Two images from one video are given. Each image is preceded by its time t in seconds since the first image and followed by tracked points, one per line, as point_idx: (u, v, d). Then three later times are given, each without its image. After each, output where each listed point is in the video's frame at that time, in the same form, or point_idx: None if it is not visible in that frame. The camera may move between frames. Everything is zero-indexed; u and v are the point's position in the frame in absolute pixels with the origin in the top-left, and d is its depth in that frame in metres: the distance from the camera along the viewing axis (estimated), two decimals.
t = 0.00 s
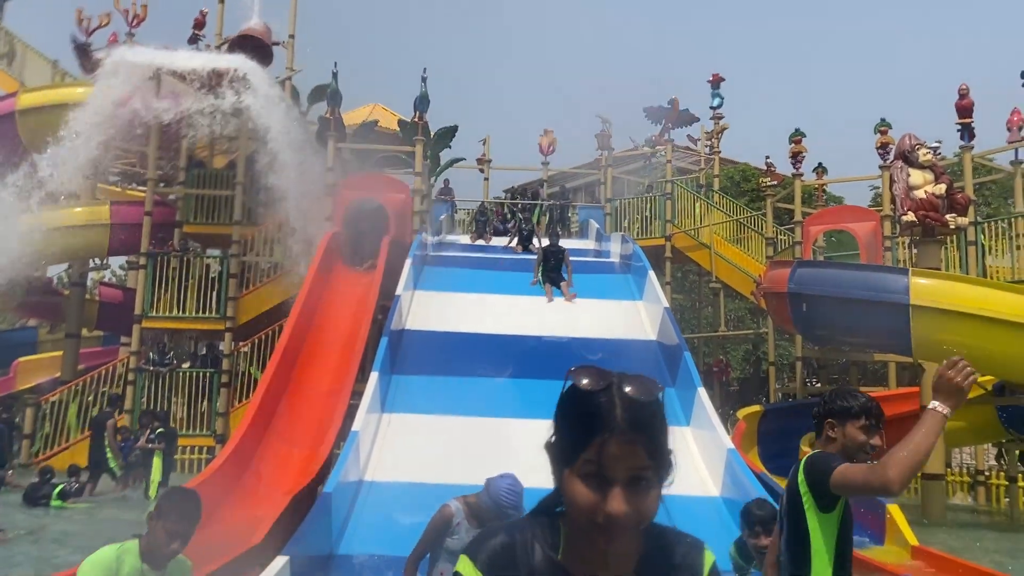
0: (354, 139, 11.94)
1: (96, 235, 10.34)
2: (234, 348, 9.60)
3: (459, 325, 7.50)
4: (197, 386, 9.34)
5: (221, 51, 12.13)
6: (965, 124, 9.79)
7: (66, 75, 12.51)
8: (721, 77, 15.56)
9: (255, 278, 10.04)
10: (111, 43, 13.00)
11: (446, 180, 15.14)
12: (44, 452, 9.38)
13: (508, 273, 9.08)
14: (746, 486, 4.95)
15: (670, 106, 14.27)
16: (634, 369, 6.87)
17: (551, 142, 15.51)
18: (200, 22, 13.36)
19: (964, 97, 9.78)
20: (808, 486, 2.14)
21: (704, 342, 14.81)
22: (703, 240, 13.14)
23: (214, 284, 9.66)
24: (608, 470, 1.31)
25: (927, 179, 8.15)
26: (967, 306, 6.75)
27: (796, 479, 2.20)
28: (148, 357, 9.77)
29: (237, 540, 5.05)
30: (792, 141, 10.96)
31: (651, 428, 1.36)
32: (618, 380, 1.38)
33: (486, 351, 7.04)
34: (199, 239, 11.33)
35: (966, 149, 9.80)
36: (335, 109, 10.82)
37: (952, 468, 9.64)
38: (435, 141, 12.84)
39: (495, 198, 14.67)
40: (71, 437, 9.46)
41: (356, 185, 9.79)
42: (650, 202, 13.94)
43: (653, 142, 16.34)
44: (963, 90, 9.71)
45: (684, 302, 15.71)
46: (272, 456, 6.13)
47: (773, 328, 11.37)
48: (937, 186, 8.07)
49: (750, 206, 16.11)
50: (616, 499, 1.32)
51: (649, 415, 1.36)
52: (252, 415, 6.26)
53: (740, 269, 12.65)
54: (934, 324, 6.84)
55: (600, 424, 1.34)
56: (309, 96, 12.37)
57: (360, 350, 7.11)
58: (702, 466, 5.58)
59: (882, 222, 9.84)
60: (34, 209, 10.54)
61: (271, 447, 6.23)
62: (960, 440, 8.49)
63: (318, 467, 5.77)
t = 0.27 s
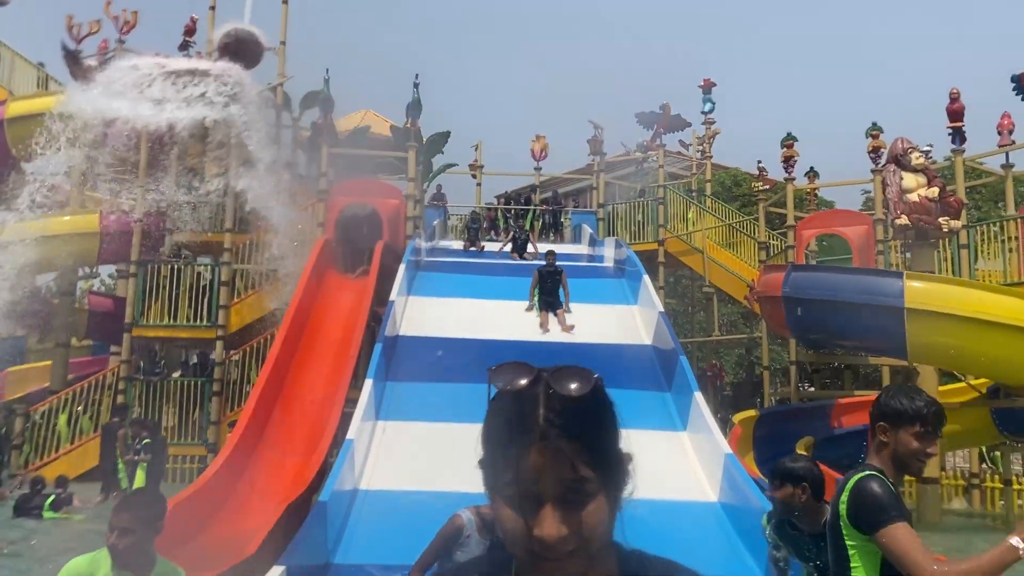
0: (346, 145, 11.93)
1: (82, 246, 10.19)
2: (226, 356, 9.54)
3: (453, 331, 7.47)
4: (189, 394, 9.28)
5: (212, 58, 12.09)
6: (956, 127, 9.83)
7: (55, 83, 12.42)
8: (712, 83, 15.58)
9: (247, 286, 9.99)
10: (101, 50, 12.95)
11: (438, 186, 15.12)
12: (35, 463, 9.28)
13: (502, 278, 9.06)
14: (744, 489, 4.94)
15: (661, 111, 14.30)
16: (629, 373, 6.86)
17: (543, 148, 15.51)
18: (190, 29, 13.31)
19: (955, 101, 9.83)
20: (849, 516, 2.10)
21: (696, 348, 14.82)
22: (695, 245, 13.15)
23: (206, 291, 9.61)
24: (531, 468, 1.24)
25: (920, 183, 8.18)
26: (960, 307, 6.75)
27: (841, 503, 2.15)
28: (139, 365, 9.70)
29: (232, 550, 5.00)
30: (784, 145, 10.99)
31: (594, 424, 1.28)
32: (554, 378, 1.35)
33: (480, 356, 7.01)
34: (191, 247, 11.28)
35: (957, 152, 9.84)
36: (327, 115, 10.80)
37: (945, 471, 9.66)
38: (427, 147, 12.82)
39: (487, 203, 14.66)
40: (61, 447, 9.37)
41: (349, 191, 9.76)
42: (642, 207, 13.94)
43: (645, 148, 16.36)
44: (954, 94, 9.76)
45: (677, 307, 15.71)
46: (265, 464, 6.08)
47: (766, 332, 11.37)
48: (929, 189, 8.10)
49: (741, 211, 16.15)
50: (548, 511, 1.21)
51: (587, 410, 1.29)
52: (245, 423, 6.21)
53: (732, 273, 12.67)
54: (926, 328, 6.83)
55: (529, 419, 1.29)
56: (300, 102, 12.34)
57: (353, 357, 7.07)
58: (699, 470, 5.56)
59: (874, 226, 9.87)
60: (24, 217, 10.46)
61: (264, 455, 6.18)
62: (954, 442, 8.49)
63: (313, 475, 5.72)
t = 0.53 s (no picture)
0: (335, 147, 11.78)
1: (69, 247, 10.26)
2: (214, 362, 9.37)
3: (444, 335, 7.34)
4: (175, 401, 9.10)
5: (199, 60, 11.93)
6: (951, 127, 9.74)
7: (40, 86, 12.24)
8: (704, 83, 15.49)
9: (235, 291, 9.81)
10: (86, 53, 12.78)
11: (429, 189, 14.97)
12: (18, 473, 9.10)
13: (494, 281, 8.93)
14: (742, 496, 4.82)
15: (653, 112, 14.20)
16: (624, 377, 6.74)
17: (534, 150, 15.38)
18: (177, 31, 13.15)
19: (949, 100, 9.75)
20: (963, 544, 2.30)
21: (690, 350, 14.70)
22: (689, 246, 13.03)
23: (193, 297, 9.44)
24: (418, 530, 1.16)
25: (916, 183, 8.08)
26: (967, 310, 6.51)
27: (953, 529, 2.36)
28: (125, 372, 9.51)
29: (219, 562, 4.86)
30: (777, 146, 10.89)
31: (486, 468, 1.19)
32: (444, 420, 1.25)
33: (472, 361, 6.88)
34: (177, 252, 11.09)
35: (952, 152, 9.76)
36: (315, 117, 10.65)
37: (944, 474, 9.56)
38: (418, 149, 12.68)
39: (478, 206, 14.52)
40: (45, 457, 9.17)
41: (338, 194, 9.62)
42: (635, 209, 13.83)
43: (637, 149, 16.25)
44: (948, 94, 9.68)
45: (671, 309, 15.59)
46: (254, 472, 5.93)
47: (761, 334, 11.26)
48: (925, 189, 8.00)
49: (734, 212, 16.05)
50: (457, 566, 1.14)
51: (480, 458, 1.20)
52: (232, 431, 6.06)
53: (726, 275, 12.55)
54: (923, 331, 6.70)
55: (415, 479, 1.20)
56: (288, 104, 12.19)
57: (343, 362, 6.93)
58: (696, 475, 5.44)
59: (869, 227, 9.77)
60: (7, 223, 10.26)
61: (252, 463, 6.03)
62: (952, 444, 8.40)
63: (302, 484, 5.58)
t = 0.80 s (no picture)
0: (329, 152, 11.84)
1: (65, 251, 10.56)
2: (209, 368, 9.41)
3: (438, 340, 7.38)
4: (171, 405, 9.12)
5: (192, 67, 11.98)
6: (939, 129, 9.85)
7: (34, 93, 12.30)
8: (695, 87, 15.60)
9: (230, 296, 9.84)
10: (79, 60, 12.82)
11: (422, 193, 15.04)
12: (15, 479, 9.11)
13: (487, 285, 8.99)
14: (734, 495, 4.88)
15: (644, 116, 14.30)
16: (616, 379, 6.80)
17: (527, 154, 15.47)
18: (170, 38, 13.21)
19: (936, 103, 9.86)
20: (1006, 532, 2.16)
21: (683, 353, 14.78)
22: (680, 249, 13.12)
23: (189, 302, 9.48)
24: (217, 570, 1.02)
25: (904, 185, 8.17)
26: (958, 310, 6.68)
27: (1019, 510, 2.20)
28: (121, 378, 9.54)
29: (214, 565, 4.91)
30: (767, 149, 10.99)
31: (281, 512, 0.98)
32: (271, 445, 1.04)
33: (466, 365, 6.93)
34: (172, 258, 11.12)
35: (939, 154, 9.86)
36: (309, 123, 10.72)
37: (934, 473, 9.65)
38: (411, 154, 12.75)
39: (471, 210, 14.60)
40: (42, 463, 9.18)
41: (332, 199, 9.66)
42: (626, 213, 13.92)
43: (629, 153, 16.35)
44: (935, 97, 9.79)
45: (663, 312, 15.67)
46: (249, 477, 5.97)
47: (753, 336, 11.33)
48: (914, 191, 8.09)
49: (726, 215, 16.16)
50: None
51: (278, 498, 0.98)
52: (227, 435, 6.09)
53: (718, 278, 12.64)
54: (913, 329, 6.80)
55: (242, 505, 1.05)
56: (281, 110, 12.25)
57: (338, 367, 6.98)
58: (689, 475, 5.50)
59: (859, 229, 9.87)
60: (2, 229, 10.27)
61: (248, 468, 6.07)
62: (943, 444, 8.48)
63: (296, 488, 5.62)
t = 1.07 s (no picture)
0: (322, 155, 11.80)
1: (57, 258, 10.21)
2: (202, 372, 9.36)
3: (430, 342, 7.35)
4: (162, 410, 9.07)
5: (184, 70, 11.93)
6: (932, 129, 9.84)
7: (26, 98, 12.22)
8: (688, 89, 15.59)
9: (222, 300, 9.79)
10: (71, 64, 12.77)
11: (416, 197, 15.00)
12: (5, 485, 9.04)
13: (480, 287, 8.96)
14: (727, 496, 4.85)
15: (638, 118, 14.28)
16: (610, 381, 6.77)
17: (521, 156, 15.44)
18: (162, 42, 13.16)
19: (929, 103, 9.86)
20: None
21: (678, 354, 14.75)
22: (675, 251, 13.10)
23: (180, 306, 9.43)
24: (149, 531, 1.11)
25: (897, 184, 8.16)
26: (949, 309, 6.68)
27: None
28: (113, 383, 9.49)
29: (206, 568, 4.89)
30: (761, 150, 10.99)
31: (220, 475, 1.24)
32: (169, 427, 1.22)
33: (459, 366, 6.90)
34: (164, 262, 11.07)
35: (933, 154, 9.86)
36: (301, 126, 10.69)
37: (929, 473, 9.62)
38: (404, 156, 12.71)
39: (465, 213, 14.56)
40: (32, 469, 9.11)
41: (324, 202, 9.63)
42: (621, 215, 13.90)
43: (623, 154, 16.34)
44: (928, 97, 9.79)
45: (658, 314, 15.64)
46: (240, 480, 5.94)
47: (748, 337, 11.31)
48: (907, 190, 8.08)
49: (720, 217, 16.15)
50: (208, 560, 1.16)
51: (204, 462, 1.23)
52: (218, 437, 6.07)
53: (713, 279, 12.62)
54: (908, 328, 6.78)
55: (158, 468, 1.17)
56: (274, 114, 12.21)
57: (329, 369, 6.95)
58: (681, 476, 5.48)
59: (853, 229, 9.86)
60: None
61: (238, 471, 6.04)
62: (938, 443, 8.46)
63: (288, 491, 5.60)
